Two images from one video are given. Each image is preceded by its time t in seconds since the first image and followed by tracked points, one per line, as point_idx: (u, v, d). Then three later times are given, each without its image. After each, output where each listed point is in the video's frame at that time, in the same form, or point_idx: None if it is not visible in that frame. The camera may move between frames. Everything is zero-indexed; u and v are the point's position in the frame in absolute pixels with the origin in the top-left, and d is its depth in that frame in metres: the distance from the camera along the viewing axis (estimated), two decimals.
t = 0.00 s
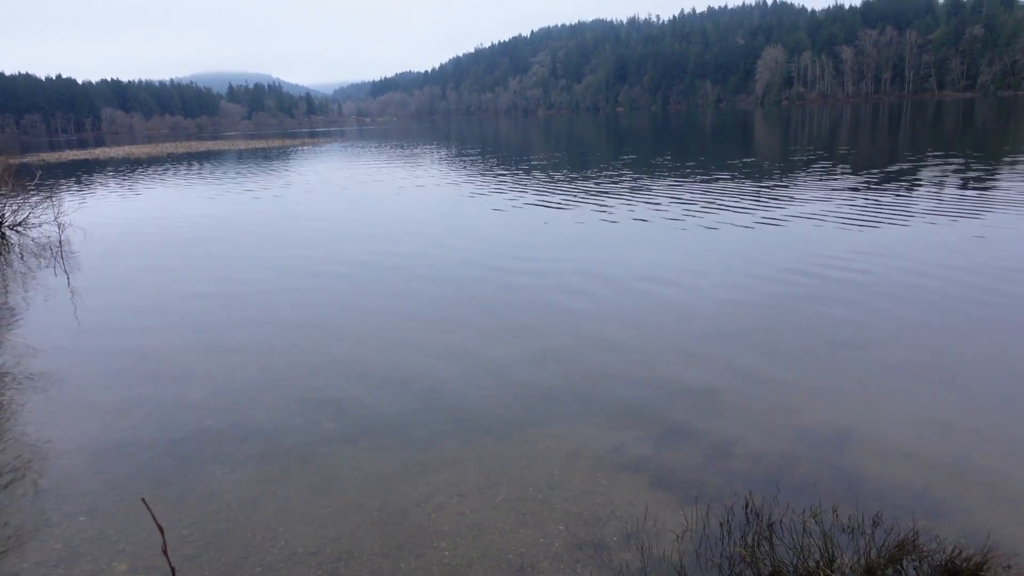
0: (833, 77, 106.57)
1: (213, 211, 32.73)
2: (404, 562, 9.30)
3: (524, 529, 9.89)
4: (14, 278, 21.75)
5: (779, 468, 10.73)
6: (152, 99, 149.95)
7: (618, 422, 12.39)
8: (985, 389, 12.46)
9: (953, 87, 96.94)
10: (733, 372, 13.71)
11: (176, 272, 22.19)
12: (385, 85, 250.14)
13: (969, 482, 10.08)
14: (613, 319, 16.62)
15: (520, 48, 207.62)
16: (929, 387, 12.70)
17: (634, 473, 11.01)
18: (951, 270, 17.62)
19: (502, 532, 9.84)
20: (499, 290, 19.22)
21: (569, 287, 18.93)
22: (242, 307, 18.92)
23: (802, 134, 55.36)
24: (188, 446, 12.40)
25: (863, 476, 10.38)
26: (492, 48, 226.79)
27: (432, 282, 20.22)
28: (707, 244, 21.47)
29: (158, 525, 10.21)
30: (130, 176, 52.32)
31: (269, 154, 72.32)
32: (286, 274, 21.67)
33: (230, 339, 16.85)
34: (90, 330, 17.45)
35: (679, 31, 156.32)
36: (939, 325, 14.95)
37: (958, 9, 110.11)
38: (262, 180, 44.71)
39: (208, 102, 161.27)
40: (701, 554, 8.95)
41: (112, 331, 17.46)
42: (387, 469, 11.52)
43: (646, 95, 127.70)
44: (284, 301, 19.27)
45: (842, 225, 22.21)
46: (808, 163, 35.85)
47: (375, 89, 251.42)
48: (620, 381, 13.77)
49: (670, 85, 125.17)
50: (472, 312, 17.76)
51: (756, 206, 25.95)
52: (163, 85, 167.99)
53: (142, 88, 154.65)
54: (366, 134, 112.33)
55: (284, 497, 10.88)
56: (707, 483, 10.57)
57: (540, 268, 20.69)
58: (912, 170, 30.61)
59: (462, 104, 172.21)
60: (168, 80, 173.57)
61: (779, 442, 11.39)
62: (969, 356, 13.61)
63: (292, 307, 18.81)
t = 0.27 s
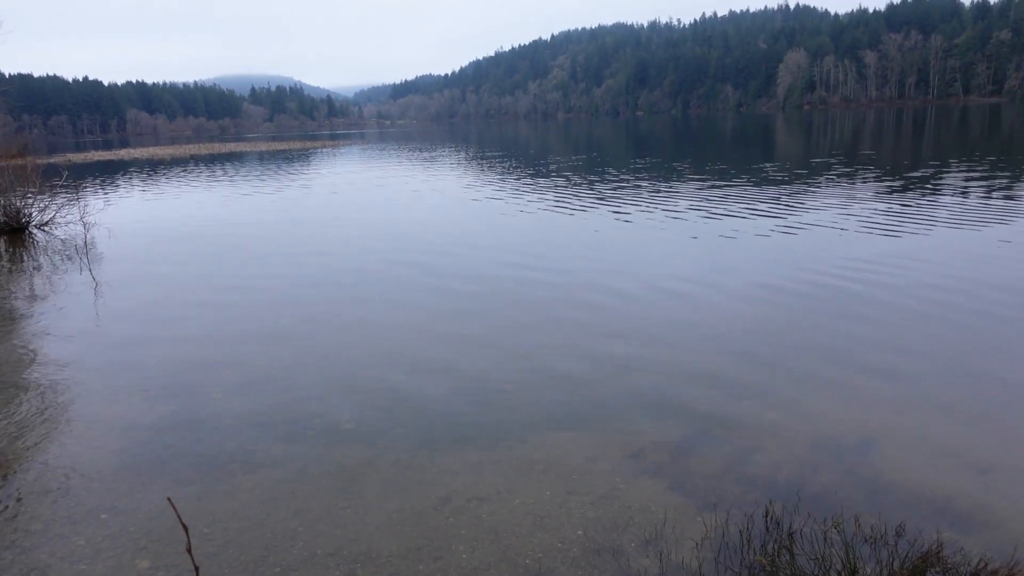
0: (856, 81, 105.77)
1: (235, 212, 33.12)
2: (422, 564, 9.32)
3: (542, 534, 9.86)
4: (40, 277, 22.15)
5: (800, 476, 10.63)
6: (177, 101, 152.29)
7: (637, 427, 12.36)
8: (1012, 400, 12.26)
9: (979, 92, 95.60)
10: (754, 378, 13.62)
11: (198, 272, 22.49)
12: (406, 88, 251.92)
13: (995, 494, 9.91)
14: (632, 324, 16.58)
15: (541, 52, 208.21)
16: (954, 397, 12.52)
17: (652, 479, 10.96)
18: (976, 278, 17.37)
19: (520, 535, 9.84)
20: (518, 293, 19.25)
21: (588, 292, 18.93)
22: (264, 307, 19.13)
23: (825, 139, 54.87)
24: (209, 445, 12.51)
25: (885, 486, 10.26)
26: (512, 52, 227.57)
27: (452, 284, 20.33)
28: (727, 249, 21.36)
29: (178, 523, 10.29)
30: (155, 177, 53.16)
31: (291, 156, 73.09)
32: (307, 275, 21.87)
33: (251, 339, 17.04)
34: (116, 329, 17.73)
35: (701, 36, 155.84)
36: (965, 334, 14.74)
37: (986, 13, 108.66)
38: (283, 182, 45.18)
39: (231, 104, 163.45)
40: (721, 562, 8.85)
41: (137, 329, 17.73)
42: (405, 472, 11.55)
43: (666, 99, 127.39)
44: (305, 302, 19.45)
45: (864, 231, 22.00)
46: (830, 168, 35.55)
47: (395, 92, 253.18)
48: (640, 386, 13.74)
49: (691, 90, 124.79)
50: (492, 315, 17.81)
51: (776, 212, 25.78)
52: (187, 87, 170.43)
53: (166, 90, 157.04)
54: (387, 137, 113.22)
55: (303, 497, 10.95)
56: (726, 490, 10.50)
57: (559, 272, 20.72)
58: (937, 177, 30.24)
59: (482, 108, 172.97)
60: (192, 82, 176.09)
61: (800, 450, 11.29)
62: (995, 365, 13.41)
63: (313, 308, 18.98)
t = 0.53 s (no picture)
0: (882, 81, 104.41)
1: (259, 218, 33.55)
2: (448, 570, 9.35)
3: (568, 539, 9.83)
4: (72, 283, 22.63)
5: (829, 483, 10.50)
6: (202, 109, 154.75)
7: (662, 433, 12.29)
8: None
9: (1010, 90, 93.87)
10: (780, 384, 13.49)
11: (225, 278, 22.83)
12: (427, 93, 253.70)
13: None
14: (655, 328, 16.52)
15: (562, 56, 208.39)
16: (987, 403, 12.28)
17: (678, 485, 10.89)
18: (1008, 281, 17.03)
19: (546, 541, 9.82)
20: (541, 298, 19.27)
21: (610, 296, 18.89)
22: (289, 313, 19.36)
23: (851, 140, 54.21)
24: (237, 450, 12.68)
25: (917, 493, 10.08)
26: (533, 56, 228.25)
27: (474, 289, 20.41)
28: (750, 252, 21.20)
29: (207, 526, 10.43)
30: (182, 184, 54.08)
31: (316, 162, 73.94)
32: (331, 280, 22.09)
33: (277, 345, 17.25)
34: (145, 334, 18.05)
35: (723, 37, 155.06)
36: (996, 338, 14.45)
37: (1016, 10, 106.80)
38: (306, 188, 45.70)
39: (255, 112, 165.58)
40: (750, 568, 8.74)
41: (166, 335, 18.04)
42: (431, 476, 11.61)
43: (688, 101, 126.85)
44: (330, 307, 19.65)
45: (890, 233, 21.69)
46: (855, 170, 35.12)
47: (416, 96, 255.08)
48: (664, 391, 13.67)
49: (713, 91, 124.14)
50: (514, 320, 17.85)
51: (800, 214, 25.53)
52: (213, 95, 173.21)
53: (192, 98, 159.76)
54: (410, 142, 114.15)
55: (330, 502, 11.04)
56: (754, 497, 10.39)
57: (581, 277, 20.71)
58: (965, 177, 29.74)
59: (503, 112, 173.64)
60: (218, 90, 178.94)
61: (828, 457, 11.15)
62: None
63: (337, 313, 19.17)
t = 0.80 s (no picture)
0: (911, 87, 102.97)
1: (283, 218, 33.92)
2: (466, 572, 9.37)
3: (586, 545, 9.79)
4: (99, 280, 23.03)
5: (851, 495, 10.37)
6: (229, 110, 156.77)
7: (682, 440, 12.24)
8: None
9: None
10: (802, 392, 13.36)
11: (248, 277, 23.11)
12: (450, 96, 255.14)
13: None
14: (676, 334, 16.45)
15: (585, 59, 208.53)
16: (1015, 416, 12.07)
17: (698, 492, 10.80)
18: None
19: (564, 545, 9.80)
20: (561, 302, 19.28)
21: (631, 301, 18.83)
22: (311, 313, 19.55)
23: (878, 147, 53.60)
24: (258, 449, 12.80)
25: (942, 507, 9.92)
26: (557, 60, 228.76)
27: (494, 292, 20.47)
28: (773, 259, 21.04)
29: (227, 523, 10.53)
30: (208, 184, 54.89)
31: (340, 163, 74.67)
32: (353, 281, 22.28)
33: (299, 344, 17.43)
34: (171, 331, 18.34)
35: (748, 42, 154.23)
36: None
37: None
38: (329, 189, 46.14)
39: (280, 113, 167.31)
40: None
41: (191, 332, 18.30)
42: (450, 478, 11.63)
43: (713, 106, 126.23)
44: (352, 308, 19.81)
45: (917, 241, 21.40)
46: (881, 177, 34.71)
47: (439, 99, 256.68)
48: (685, 398, 13.59)
49: (737, 96, 123.43)
50: (534, 323, 17.87)
51: (824, 221, 25.28)
52: (239, 96, 175.60)
53: (220, 99, 162.11)
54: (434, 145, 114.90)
55: (349, 501, 11.11)
56: (775, 506, 10.28)
57: (601, 281, 20.69)
58: (995, 186, 29.27)
59: (526, 115, 174.12)
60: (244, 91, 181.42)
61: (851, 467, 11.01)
62: None
63: (359, 314, 19.32)
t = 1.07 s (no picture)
0: (934, 88, 102.10)
1: (301, 218, 34.21)
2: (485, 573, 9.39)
3: (604, 548, 9.77)
4: (122, 278, 23.34)
5: (872, 501, 10.27)
6: (249, 110, 158.30)
7: (700, 444, 12.20)
8: None
9: None
10: (822, 398, 13.26)
11: (268, 276, 23.33)
12: (468, 97, 256.04)
13: None
14: (693, 338, 16.39)
15: (603, 60, 208.26)
16: None
17: (716, 497, 10.76)
18: None
19: (583, 548, 9.79)
20: (578, 304, 19.29)
21: (649, 303, 18.82)
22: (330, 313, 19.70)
23: (899, 149, 53.08)
24: (277, 448, 12.91)
25: (965, 515, 9.80)
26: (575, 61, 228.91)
27: (511, 294, 20.50)
28: (791, 262, 20.91)
29: (248, 521, 10.62)
30: (229, 183, 55.46)
31: (359, 164, 75.22)
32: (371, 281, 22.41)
33: (319, 344, 17.57)
34: (192, 330, 18.55)
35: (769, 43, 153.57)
36: None
37: None
38: (347, 189, 46.46)
39: (299, 113, 168.76)
40: None
41: (212, 331, 18.50)
42: (468, 480, 11.67)
43: (732, 107, 125.71)
44: (370, 308, 19.94)
45: (938, 245, 21.19)
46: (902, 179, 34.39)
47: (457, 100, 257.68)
48: (703, 402, 13.54)
49: (756, 97, 122.86)
50: (552, 325, 17.89)
51: (843, 224, 25.08)
52: (259, 96, 177.24)
53: (240, 99, 163.76)
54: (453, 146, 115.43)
55: (367, 501, 11.18)
56: (795, 512, 10.21)
57: (618, 283, 20.67)
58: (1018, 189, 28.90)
59: (543, 116, 174.36)
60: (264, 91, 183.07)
61: (872, 474, 10.91)
62: None
63: (377, 314, 19.44)
